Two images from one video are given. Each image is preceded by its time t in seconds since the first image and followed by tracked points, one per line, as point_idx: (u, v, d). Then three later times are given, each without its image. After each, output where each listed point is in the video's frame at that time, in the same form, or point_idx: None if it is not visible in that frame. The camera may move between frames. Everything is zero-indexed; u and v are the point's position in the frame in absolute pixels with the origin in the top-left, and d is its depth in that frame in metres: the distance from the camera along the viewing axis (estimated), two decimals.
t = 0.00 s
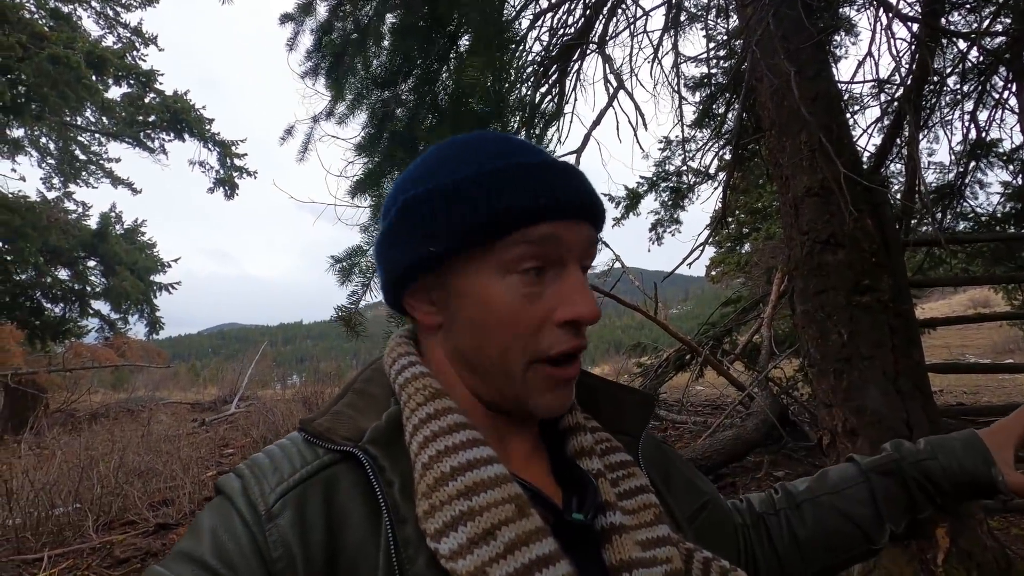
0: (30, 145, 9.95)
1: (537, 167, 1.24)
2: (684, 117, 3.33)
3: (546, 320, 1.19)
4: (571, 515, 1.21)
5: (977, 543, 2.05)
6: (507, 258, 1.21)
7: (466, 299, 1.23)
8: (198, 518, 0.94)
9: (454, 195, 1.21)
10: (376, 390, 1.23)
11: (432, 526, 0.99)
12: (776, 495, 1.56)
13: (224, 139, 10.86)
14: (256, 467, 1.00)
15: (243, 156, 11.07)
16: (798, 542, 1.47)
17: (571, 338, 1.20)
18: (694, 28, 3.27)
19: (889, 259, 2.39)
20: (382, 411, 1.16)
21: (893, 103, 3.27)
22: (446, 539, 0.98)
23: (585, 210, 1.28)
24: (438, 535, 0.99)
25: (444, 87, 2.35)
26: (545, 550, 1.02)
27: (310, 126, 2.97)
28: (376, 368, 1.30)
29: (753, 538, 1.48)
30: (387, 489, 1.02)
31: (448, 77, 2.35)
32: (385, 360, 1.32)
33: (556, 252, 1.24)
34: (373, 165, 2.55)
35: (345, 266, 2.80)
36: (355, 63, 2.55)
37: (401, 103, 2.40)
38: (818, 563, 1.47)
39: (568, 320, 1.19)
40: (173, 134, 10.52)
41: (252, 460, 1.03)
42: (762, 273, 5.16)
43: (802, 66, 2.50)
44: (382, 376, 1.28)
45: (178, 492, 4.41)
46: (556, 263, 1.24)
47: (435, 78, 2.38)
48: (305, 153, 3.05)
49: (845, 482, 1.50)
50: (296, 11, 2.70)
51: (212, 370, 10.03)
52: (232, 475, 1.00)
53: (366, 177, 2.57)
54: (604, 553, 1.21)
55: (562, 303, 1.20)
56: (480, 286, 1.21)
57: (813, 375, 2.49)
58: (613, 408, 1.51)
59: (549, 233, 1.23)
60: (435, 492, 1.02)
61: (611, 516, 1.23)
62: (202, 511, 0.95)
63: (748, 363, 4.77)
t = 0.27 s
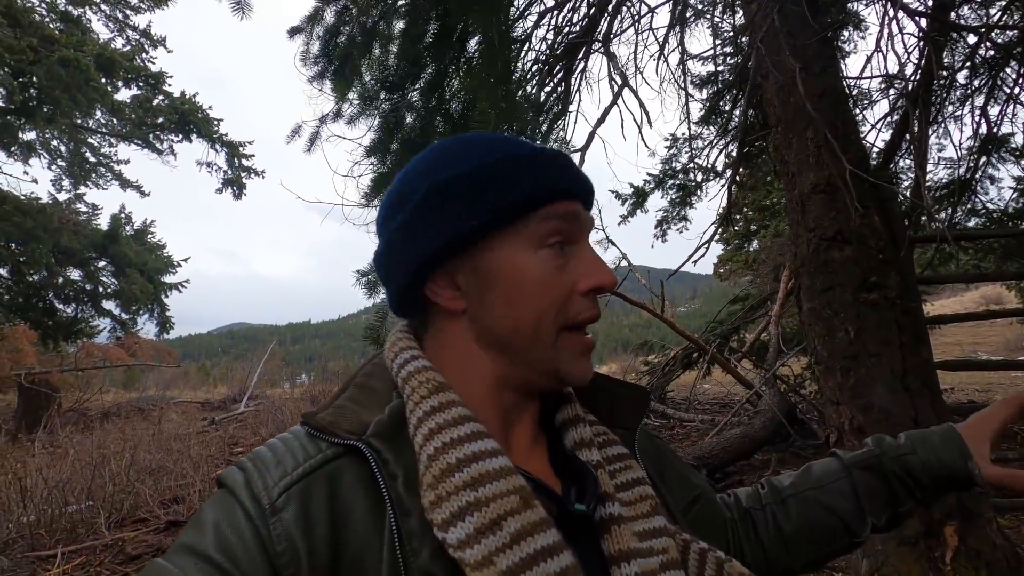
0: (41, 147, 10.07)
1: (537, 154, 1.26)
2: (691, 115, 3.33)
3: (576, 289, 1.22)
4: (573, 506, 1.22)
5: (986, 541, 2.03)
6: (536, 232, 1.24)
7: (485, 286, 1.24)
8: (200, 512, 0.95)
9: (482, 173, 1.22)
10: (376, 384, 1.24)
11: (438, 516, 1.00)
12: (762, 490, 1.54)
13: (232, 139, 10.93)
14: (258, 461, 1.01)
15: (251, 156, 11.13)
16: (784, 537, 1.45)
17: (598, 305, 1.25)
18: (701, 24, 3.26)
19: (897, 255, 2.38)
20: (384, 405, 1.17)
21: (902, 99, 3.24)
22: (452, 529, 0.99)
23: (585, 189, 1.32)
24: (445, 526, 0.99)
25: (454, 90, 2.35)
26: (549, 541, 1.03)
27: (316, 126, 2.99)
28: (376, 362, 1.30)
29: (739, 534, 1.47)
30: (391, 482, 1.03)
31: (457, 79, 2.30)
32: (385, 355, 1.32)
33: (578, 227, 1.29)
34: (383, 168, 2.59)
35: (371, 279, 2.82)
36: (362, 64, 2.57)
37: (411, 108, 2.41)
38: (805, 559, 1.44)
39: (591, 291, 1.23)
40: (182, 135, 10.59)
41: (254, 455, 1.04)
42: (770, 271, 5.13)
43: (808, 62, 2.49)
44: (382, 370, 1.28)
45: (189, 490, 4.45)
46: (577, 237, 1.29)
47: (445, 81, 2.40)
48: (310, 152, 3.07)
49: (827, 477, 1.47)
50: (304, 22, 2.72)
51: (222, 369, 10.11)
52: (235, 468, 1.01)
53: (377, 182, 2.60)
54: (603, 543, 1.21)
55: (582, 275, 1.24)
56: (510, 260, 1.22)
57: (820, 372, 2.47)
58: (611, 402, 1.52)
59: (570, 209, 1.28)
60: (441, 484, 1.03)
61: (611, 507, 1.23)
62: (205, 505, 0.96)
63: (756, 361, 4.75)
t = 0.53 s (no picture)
0: (55, 147, 10.21)
1: (496, 146, 1.30)
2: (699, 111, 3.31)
3: (569, 258, 1.28)
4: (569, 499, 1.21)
5: (994, 541, 2.01)
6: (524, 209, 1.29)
7: (475, 276, 1.25)
8: (185, 514, 0.94)
9: (471, 158, 1.27)
10: (366, 382, 1.25)
11: (439, 513, 1.00)
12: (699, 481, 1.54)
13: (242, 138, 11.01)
14: (246, 461, 1.01)
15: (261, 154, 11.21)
16: (721, 524, 1.45)
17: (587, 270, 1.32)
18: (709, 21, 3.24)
19: (905, 252, 2.35)
20: (376, 403, 1.17)
21: (913, 94, 3.20)
22: (453, 526, 0.99)
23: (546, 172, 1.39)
24: (445, 522, 0.99)
25: (460, 98, 2.44)
26: (547, 538, 1.04)
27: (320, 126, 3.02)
28: (364, 362, 1.31)
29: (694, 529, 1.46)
30: (386, 480, 1.03)
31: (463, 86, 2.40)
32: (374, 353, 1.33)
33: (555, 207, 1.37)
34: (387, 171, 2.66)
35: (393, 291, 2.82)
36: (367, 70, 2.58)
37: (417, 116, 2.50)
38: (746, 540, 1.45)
39: (576, 258, 1.28)
40: (193, 135, 10.70)
41: (242, 454, 1.04)
42: (780, 268, 5.09)
43: (815, 58, 2.47)
44: (371, 369, 1.30)
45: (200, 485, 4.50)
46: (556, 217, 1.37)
47: (448, 86, 2.43)
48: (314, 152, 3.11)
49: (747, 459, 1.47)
50: (308, 23, 2.72)
51: (234, 366, 10.22)
52: (221, 467, 1.00)
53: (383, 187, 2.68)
54: (593, 537, 1.21)
55: (565, 244, 1.29)
56: (507, 236, 1.25)
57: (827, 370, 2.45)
58: (596, 398, 1.53)
59: (546, 190, 1.37)
60: (441, 480, 1.03)
61: (602, 501, 1.23)
62: (189, 506, 0.95)
63: (764, 358, 4.72)
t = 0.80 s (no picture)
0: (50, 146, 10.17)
1: (464, 151, 1.32)
2: (694, 112, 3.31)
3: (534, 264, 1.29)
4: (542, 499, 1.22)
5: (983, 543, 2.01)
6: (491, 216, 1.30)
7: (441, 280, 1.25)
8: (137, 533, 0.91)
9: (439, 163, 1.27)
10: (327, 386, 1.24)
11: (416, 519, 0.99)
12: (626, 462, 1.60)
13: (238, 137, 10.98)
14: (203, 476, 0.99)
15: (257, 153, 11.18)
16: (650, 501, 1.54)
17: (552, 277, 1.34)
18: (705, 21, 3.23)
19: (898, 254, 2.35)
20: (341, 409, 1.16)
21: (907, 95, 3.21)
22: (433, 532, 0.99)
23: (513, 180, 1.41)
24: (424, 528, 0.99)
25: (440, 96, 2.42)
26: (523, 540, 1.06)
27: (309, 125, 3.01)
28: (325, 366, 1.29)
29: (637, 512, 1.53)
30: (356, 488, 1.02)
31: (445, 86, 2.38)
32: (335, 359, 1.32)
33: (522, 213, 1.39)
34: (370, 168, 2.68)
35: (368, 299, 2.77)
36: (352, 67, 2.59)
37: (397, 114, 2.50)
38: (672, 509, 1.57)
39: (544, 264, 1.31)
40: (189, 134, 10.67)
41: (199, 467, 1.01)
42: (776, 269, 5.09)
43: (808, 60, 2.47)
44: (333, 373, 1.28)
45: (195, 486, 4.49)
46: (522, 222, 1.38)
47: (433, 84, 2.43)
48: (302, 151, 3.10)
49: (652, 431, 1.60)
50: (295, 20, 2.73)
51: (231, 366, 10.20)
52: (175, 482, 0.98)
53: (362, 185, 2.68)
54: (564, 536, 1.22)
55: (533, 250, 1.31)
56: (474, 242, 1.26)
57: (818, 372, 2.46)
58: (557, 397, 1.55)
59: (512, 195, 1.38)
60: (417, 486, 1.02)
61: (573, 499, 1.24)
62: (140, 525, 0.92)
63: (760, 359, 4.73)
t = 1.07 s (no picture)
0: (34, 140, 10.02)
1: (444, 141, 1.31)
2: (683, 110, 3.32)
3: (507, 264, 1.28)
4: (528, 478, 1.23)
5: (962, 536, 2.05)
6: (466, 212, 1.29)
7: (413, 273, 1.25)
8: (119, 513, 0.91)
9: (413, 156, 1.26)
10: (312, 370, 1.22)
11: (409, 492, 1.00)
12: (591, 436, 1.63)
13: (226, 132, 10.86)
14: (187, 456, 0.98)
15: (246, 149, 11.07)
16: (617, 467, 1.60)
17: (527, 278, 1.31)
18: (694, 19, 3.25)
19: (882, 251, 2.39)
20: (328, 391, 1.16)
21: (893, 95, 3.25)
22: (426, 505, 1.00)
23: (498, 171, 1.39)
24: (417, 501, 0.99)
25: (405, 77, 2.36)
26: (511, 513, 1.09)
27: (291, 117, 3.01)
28: (310, 351, 1.29)
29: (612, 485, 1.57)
30: (344, 467, 1.02)
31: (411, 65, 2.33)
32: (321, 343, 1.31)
33: (503, 209, 1.36)
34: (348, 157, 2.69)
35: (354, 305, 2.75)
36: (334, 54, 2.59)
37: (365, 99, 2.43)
38: (638, 473, 1.64)
39: (519, 264, 1.29)
40: (176, 129, 10.54)
41: (184, 448, 1.01)
42: (763, 267, 5.14)
43: (795, 59, 2.50)
44: (318, 358, 1.27)
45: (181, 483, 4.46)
46: (504, 218, 1.36)
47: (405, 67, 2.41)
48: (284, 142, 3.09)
49: (607, 400, 1.67)
50: (277, 6, 2.73)
51: (219, 364, 10.12)
52: (160, 462, 0.97)
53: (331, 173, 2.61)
54: (550, 515, 1.23)
55: (509, 249, 1.29)
56: (444, 239, 1.24)
57: (803, 368, 2.49)
58: (539, 383, 1.58)
59: (494, 191, 1.36)
60: (408, 461, 1.04)
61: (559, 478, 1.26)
62: (123, 505, 0.92)
63: (748, 356, 4.78)
